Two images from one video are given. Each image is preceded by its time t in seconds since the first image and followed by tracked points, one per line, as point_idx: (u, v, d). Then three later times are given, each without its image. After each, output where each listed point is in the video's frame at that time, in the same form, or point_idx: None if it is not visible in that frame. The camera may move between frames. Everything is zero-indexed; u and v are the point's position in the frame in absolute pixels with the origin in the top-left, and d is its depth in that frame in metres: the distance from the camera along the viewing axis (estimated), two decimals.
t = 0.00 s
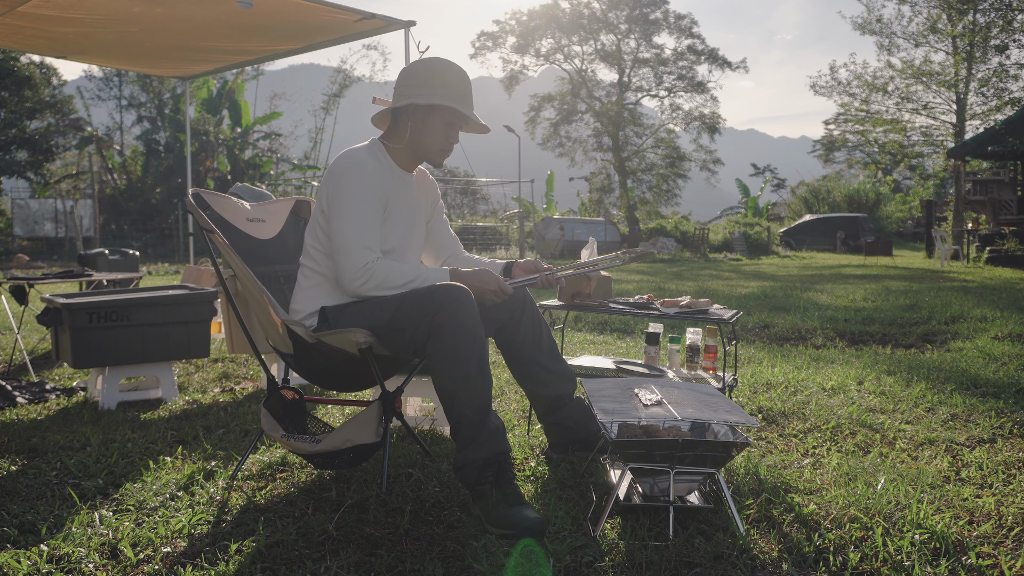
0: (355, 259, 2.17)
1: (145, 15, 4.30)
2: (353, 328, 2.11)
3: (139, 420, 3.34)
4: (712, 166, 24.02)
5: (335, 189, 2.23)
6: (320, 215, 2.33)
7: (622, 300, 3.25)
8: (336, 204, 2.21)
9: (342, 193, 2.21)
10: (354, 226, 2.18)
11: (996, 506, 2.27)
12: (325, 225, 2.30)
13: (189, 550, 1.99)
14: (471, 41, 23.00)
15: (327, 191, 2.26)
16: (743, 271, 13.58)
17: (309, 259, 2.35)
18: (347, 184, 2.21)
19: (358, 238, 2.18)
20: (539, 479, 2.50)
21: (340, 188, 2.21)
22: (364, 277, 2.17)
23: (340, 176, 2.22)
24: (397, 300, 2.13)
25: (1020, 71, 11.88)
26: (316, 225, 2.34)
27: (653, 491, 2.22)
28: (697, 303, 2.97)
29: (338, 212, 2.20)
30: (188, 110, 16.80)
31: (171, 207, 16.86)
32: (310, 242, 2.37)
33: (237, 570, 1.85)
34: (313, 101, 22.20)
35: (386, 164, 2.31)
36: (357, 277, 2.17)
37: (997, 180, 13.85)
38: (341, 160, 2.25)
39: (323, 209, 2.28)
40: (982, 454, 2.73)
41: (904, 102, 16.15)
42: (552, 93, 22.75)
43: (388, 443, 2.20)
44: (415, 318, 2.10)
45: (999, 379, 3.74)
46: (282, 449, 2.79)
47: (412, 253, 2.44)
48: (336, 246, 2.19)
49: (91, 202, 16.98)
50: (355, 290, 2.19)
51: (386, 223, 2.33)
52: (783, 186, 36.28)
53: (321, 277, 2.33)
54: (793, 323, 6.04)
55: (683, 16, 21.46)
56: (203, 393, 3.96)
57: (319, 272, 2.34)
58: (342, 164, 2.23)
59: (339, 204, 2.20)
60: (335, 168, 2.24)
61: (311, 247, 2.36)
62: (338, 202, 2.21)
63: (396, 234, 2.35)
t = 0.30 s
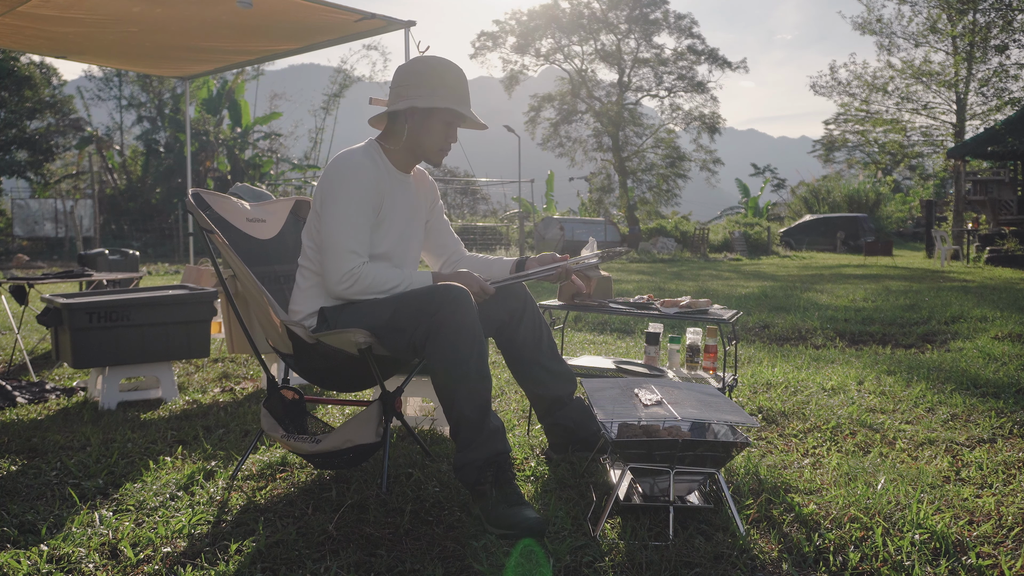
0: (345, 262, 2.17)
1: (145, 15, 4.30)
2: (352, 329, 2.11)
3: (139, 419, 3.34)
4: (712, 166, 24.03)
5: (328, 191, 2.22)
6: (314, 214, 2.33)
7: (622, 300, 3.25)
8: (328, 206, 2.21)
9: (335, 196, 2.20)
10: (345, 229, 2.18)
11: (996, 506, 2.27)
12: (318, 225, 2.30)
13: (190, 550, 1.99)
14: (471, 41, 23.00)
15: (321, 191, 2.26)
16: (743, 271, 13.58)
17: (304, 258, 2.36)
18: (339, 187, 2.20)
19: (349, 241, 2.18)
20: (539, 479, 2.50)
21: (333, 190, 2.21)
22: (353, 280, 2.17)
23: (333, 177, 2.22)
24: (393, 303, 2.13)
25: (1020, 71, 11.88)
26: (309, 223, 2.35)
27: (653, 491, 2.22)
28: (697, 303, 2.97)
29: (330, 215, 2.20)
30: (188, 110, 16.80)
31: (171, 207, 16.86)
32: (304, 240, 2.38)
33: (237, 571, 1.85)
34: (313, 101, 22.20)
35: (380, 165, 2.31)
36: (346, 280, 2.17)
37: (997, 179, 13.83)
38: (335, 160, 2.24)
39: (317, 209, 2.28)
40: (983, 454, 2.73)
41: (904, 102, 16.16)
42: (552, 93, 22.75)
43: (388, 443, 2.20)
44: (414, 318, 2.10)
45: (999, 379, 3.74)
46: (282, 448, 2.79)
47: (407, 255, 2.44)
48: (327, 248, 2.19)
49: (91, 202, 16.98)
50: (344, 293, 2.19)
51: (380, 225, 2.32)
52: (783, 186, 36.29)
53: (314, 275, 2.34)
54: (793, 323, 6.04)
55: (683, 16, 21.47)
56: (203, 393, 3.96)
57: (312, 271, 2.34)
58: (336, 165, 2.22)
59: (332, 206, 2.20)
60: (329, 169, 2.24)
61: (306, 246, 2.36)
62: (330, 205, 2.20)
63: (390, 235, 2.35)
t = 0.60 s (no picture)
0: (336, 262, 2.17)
1: (145, 15, 4.30)
2: (352, 329, 2.12)
3: (139, 420, 3.34)
4: (712, 166, 24.03)
5: (323, 189, 2.22)
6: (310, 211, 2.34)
7: (622, 300, 3.24)
8: (322, 206, 2.20)
9: (328, 195, 2.21)
10: (337, 229, 2.18)
11: (996, 506, 2.27)
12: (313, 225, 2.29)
13: (190, 550, 1.99)
14: (471, 42, 23.01)
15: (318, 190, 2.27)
16: (743, 271, 13.58)
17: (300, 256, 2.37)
18: (335, 186, 2.20)
19: (343, 242, 2.18)
20: (539, 479, 2.50)
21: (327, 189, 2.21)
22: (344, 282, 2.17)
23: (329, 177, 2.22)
24: (391, 304, 2.14)
25: (1020, 71, 11.89)
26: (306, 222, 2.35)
27: (653, 491, 2.22)
28: (697, 303, 2.97)
29: (323, 215, 2.20)
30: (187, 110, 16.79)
31: (171, 207, 16.85)
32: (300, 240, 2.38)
33: (237, 571, 1.85)
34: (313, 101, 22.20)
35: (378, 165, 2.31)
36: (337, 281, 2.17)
37: (997, 179, 13.82)
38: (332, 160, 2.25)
39: (312, 209, 2.28)
40: (983, 454, 2.73)
41: (904, 102, 16.16)
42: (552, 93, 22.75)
43: (388, 443, 2.20)
44: (413, 319, 2.11)
45: (999, 379, 3.74)
46: (282, 449, 2.79)
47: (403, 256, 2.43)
48: (320, 248, 2.19)
49: (91, 202, 16.98)
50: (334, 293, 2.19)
51: (377, 226, 2.32)
52: (783, 186, 36.29)
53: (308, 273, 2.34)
54: (793, 323, 6.04)
55: (683, 15, 21.47)
56: (203, 393, 3.96)
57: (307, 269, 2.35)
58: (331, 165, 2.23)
59: (326, 206, 2.20)
60: (326, 170, 2.23)
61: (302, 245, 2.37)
62: (323, 205, 2.20)
63: (386, 237, 2.35)
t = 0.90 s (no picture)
0: (342, 261, 2.17)
1: (145, 15, 4.29)
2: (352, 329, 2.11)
3: (139, 420, 3.34)
4: (712, 166, 24.03)
5: (326, 188, 2.21)
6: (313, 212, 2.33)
7: (622, 300, 3.24)
8: (327, 204, 2.20)
9: (332, 193, 2.20)
10: (343, 227, 2.18)
11: (996, 506, 2.27)
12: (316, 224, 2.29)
13: (190, 550, 1.99)
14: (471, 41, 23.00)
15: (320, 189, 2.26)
16: (742, 271, 13.58)
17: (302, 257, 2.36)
18: (339, 185, 2.20)
19: (349, 241, 2.18)
20: (539, 479, 2.51)
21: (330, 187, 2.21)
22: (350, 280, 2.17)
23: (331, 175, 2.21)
24: (396, 302, 2.13)
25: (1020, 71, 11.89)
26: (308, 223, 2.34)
27: (653, 491, 2.22)
28: (697, 303, 2.97)
29: (328, 213, 2.19)
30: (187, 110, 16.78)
31: (171, 207, 16.85)
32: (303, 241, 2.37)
33: (237, 571, 1.85)
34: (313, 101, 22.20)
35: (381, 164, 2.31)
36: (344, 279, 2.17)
37: (997, 179, 13.82)
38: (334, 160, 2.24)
39: (315, 206, 2.27)
40: (983, 454, 2.73)
41: (904, 102, 16.15)
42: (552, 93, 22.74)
43: (388, 443, 2.20)
44: (413, 319, 2.10)
45: (999, 379, 3.74)
46: (282, 448, 2.79)
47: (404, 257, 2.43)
48: (325, 247, 2.19)
49: (91, 202, 16.97)
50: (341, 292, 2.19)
51: (378, 226, 2.32)
52: (783, 186, 36.32)
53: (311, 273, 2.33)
54: (793, 323, 6.04)
55: (683, 15, 21.46)
56: (203, 393, 3.96)
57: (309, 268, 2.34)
58: (335, 165, 2.22)
59: (330, 204, 2.19)
60: (330, 167, 2.23)
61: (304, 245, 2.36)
62: (328, 204, 2.20)
63: (388, 236, 2.35)
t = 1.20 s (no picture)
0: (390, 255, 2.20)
1: (145, 15, 4.29)
2: (353, 328, 2.11)
3: (139, 419, 3.34)
4: (712, 166, 24.04)
5: (354, 187, 2.22)
6: (327, 211, 2.32)
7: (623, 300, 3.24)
8: (361, 202, 2.22)
9: (366, 191, 2.22)
10: (384, 223, 2.20)
11: (996, 506, 2.27)
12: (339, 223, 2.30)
13: (190, 550, 1.99)
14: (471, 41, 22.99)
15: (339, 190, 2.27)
16: (742, 271, 13.58)
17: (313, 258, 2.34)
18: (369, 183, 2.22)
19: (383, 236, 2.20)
20: (539, 479, 2.51)
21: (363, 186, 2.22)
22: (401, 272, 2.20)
23: (354, 175, 2.23)
24: (399, 300, 2.13)
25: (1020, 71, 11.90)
26: (321, 223, 2.33)
27: (653, 491, 2.22)
28: (697, 303, 2.97)
29: (364, 211, 2.21)
30: (187, 110, 16.78)
31: (171, 207, 16.86)
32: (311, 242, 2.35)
33: (237, 570, 1.85)
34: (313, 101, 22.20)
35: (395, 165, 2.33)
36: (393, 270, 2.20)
37: (997, 179, 13.82)
38: (350, 160, 2.24)
39: (338, 206, 2.27)
40: (983, 454, 2.73)
41: (904, 102, 16.15)
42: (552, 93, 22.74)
43: (387, 443, 2.20)
44: (415, 318, 2.10)
45: (999, 379, 3.74)
46: (282, 448, 2.79)
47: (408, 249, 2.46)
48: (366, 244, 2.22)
49: (91, 202, 16.97)
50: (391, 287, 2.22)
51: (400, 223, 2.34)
52: (783, 186, 36.33)
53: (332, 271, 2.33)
54: (793, 323, 6.03)
55: (683, 16, 21.45)
56: (203, 393, 3.96)
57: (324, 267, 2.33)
58: (352, 164, 2.23)
59: (359, 204, 2.21)
60: (351, 168, 2.24)
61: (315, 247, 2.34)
62: (362, 203, 2.22)
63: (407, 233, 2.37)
